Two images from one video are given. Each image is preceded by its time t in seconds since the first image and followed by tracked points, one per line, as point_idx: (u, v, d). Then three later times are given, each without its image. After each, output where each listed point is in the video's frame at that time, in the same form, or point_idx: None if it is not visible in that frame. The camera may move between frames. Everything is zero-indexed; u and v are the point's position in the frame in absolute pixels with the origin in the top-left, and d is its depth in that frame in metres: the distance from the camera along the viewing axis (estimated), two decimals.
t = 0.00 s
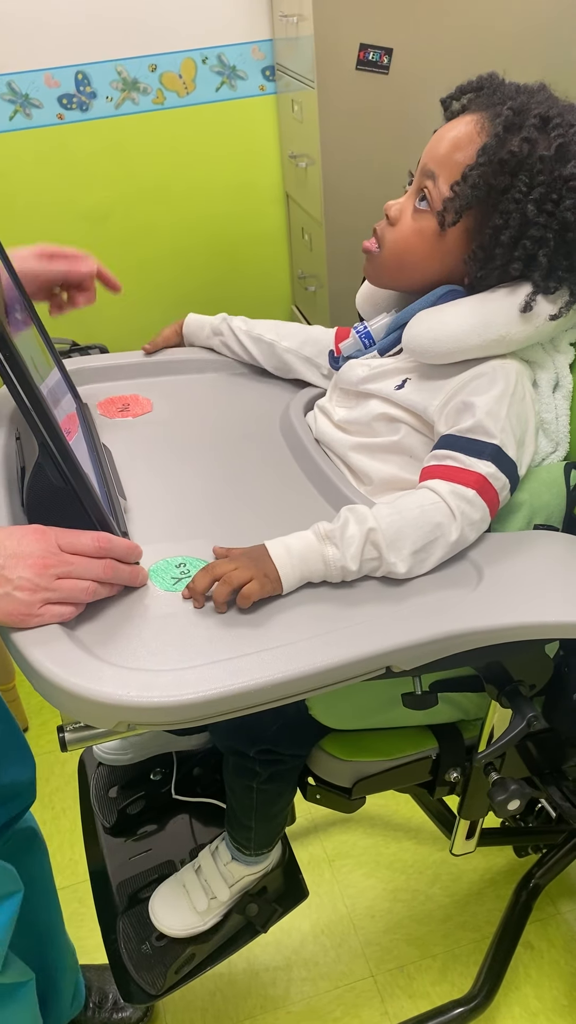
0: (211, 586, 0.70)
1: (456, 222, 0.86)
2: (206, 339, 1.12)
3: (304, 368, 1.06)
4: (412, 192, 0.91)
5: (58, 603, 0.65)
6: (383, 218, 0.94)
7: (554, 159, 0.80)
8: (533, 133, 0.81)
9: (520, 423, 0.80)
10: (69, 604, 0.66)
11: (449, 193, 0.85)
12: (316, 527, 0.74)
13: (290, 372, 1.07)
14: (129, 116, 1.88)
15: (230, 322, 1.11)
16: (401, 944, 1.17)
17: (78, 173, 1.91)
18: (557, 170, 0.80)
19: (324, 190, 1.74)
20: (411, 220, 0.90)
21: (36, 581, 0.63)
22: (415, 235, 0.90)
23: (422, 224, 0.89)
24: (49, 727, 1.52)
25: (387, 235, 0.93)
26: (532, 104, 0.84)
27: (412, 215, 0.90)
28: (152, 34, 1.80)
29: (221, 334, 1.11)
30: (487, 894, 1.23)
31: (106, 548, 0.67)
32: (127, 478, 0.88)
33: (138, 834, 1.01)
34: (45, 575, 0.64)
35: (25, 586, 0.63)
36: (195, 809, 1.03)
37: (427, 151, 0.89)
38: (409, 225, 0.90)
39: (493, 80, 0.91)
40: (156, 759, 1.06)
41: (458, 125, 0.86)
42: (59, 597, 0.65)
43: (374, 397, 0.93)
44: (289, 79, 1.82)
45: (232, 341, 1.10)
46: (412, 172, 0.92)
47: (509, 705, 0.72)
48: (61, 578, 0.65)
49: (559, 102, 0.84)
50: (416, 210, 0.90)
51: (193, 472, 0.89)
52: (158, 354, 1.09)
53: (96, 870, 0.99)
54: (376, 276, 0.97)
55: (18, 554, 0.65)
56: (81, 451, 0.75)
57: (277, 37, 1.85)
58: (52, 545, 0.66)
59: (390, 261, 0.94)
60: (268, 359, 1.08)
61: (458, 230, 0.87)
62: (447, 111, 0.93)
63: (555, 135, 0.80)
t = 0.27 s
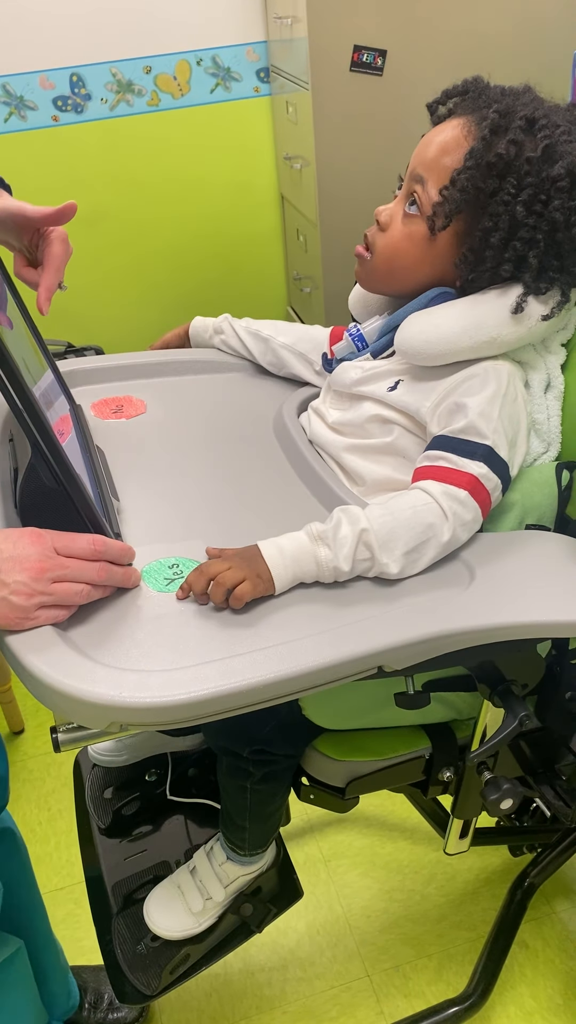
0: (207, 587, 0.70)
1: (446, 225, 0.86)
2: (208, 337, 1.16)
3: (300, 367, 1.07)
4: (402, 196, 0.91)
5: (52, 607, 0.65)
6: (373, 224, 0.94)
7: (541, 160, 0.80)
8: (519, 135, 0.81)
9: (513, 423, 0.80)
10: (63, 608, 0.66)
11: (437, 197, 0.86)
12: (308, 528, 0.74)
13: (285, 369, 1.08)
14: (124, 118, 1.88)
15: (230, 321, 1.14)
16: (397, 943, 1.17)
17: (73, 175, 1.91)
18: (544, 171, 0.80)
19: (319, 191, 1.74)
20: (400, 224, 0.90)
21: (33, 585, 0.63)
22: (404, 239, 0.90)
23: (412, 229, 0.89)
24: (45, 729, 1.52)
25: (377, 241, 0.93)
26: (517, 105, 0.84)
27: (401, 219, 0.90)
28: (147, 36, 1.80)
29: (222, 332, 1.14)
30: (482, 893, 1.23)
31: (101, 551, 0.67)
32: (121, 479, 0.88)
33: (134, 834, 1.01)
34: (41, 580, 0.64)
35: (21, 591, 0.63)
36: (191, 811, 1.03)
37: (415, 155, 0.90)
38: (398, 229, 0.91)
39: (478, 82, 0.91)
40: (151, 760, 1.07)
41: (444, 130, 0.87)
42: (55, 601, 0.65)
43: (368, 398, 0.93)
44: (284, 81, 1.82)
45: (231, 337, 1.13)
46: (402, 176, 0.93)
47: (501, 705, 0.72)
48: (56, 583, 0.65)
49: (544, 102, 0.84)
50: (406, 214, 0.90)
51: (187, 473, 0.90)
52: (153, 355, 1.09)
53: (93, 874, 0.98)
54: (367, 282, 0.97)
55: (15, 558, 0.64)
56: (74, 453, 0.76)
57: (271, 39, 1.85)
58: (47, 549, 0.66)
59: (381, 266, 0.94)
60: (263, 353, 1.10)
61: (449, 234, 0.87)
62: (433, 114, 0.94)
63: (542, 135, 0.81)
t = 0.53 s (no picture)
0: (201, 587, 0.70)
1: (439, 233, 0.86)
2: (205, 338, 1.16)
3: (295, 366, 1.07)
4: (390, 209, 0.92)
5: (46, 609, 0.65)
6: (365, 238, 0.95)
7: (527, 160, 0.80)
8: (502, 137, 0.82)
9: (508, 424, 0.80)
10: (57, 610, 0.66)
11: (427, 207, 0.86)
12: (303, 528, 0.74)
13: (281, 368, 1.08)
14: (119, 118, 1.88)
15: (226, 321, 1.15)
16: (394, 943, 1.17)
17: (67, 176, 1.91)
18: (531, 170, 0.80)
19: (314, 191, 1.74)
20: (393, 238, 0.91)
21: (26, 589, 0.63)
22: (398, 251, 0.91)
23: (404, 241, 0.90)
24: (42, 729, 1.52)
25: (371, 256, 0.94)
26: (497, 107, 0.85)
27: (393, 232, 0.90)
28: (142, 36, 1.80)
29: (217, 332, 1.15)
30: (478, 893, 1.23)
31: (95, 555, 0.67)
32: (115, 480, 0.88)
33: (130, 835, 1.01)
34: (35, 584, 0.63)
35: (15, 595, 0.63)
36: (187, 813, 1.03)
37: (400, 166, 0.90)
38: (391, 242, 0.91)
39: (454, 87, 0.92)
40: (147, 760, 1.07)
41: (425, 140, 0.87)
42: (48, 605, 0.65)
43: (363, 398, 0.93)
44: (278, 81, 1.82)
45: (227, 337, 1.13)
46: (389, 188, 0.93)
47: (496, 705, 0.72)
48: (50, 587, 0.65)
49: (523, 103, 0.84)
50: (397, 226, 0.90)
51: (182, 473, 0.89)
52: (147, 355, 1.09)
53: (89, 879, 0.97)
54: (365, 295, 0.98)
55: (9, 562, 0.64)
56: (68, 455, 0.76)
57: (266, 39, 1.85)
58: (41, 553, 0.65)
59: (377, 279, 0.94)
60: (258, 353, 1.09)
61: (442, 242, 0.87)
62: (415, 123, 0.95)
63: (524, 135, 0.81)
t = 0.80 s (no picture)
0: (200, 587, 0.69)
1: (431, 238, 0.86)
2: (204, 336, 1.16)
3: (294, 364, 1.07)
4: (380, 222, 0.92)
5: (45, 609, 0.65)
6: (359, 251, 0.95)
7: (510, 156, 0.80)
8: (482, 135, 0.82)
9: (507, 421, 0.80)
10: (55, 610, 0.66)
11: (415, 214, 0.86)
12: (301, 527, 0.74)
13: (280, 367, 1.09)
14: (115, 117, 1.88)
15: (225, 320, 1.15)
16: (393, 942, 1.17)
17: (64, 175, 1.91)
18: (515, 166, 0.80)
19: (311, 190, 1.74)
20: (386, 250, 0.91)
21: (25, 588, 0.63)
22: (392, 261, 0.91)
23: (397, 251, 0.90)
24: (40, 729, 1.52)
25: (367, 269, 0.94)
26: (473, 106, 0.84)
27: (385, 244, 0.91)
28: (139, 35, 1.80)
29: (217, 329, 1.15)
30: (477, 891, 1.23)
31: (94, 554, 0.66)
32: (114, 479, 0.88)
33: (129, 834, 1.01)
34: (34, 583, 0.63)
35: (14, 593, 0.62)
36: (185, 812, 1.02)
37: (385, 179, 0.90)
38: (384, 254, 0.91)
39: (430, 88, 0.92)
40: (146, 760, 1.07)
41: (405, 149, 0.87)
42: (48, 605, 0.64)
43: (361, 396, 0.93)
44: (275, 80, 1.82)
45: (227, 335, 1.13)
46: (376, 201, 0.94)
47: (495, 703, 0.72)
48: (49, 587, 0.64)
49: (500, 98, 0.84)
50: (388, 238, 0.90)
51: (180, 472, 0.89)
52: (145, 354, 1.09)
53: (87, 880, 0.97)
54: (364, 307, 0.98)
55: (8, 562, 0.63)
56: (66, 454, 0.75)
57: (263, 38, 1.85)
58: (40, 552, 0.65)
59: (374, 290, 0.94)
60: (257, 350, 1.09)
61: (435, 247, 0.87)
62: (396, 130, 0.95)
63: (504, 131, 0.81)
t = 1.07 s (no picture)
0: (198, 584, 0.69)
1: (422, 237, 0.86)
2: (203, 331, 1.17)
3: (291, 359, 1.07)
4: (372, 224, 0.92)
5: (40, 607, 0.64)
6: (352, 253, 0.95)
7: (497, 152, 0.80)
8: (469, 132, 0.81)
9: (504, 418, 0.80)
10: (50, 608, 0.65)
11: (405, 215, 0.86)
12: (297, 524, 0.74)
13: (277, 361, 1.08)
14: (111, 115, 1.87)
15: (224, 316, 1.15)
16: (390, 940, 1.17)
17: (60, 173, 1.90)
18: (503, 162, 0.80)
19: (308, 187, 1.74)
20: (379, 252, 0.91)
21: (21, 586, 0.63)
22: (385, 263, 0.91)
23: (389, 252, 0.90)
24: (37, 728, 1.52)
25: (360, 272, 0.94)
26: (459, 103, 0.84)
27: (378, 246, 0.91)
28: (135, 32, 1.80)
29: (216, 324, 1.15)
30: (474, 888, 1.23)
31: (88, 551, 0.66)
32: (110, 476, 0.88)
33: (125, 832, 1.01)
34: (30, 581, 0.63)
35: (9, 591, 0.62)
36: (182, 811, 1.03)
37: (374, 181, 0.90)
38: (377, 256, 0.91)
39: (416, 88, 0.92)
40: (143, 757, 1.06)
41: (393, 150, 0.87)
42: (43, 602, 0.64)
43: (358, 394, 0.93)
44: (271, 78, 1.82)
45: (225, 330, 1.13)
46: (366, 204, 0.94)
47: (491, 700, 0.72)
48: (44, 585, 0.64)
49: (485, 94, 0.84)
50: (381, 240, 0.90)
51: (176, 469, 0.89)
52: (141, 352, 1.08)
53: (84, 875, 0.97)
54: (359, 309, 0.98)
55: (3, 560, 0.63)
56: (61, 451, 0.75)
57: (259, 36, 1.85)
58: (35, 549, 0.65)
59: (368, 292, 0.94)
60: (255, 343, 1.09)
61: (427, 245, 0.87)
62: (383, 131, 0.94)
63: (491, 127, 0.80)
